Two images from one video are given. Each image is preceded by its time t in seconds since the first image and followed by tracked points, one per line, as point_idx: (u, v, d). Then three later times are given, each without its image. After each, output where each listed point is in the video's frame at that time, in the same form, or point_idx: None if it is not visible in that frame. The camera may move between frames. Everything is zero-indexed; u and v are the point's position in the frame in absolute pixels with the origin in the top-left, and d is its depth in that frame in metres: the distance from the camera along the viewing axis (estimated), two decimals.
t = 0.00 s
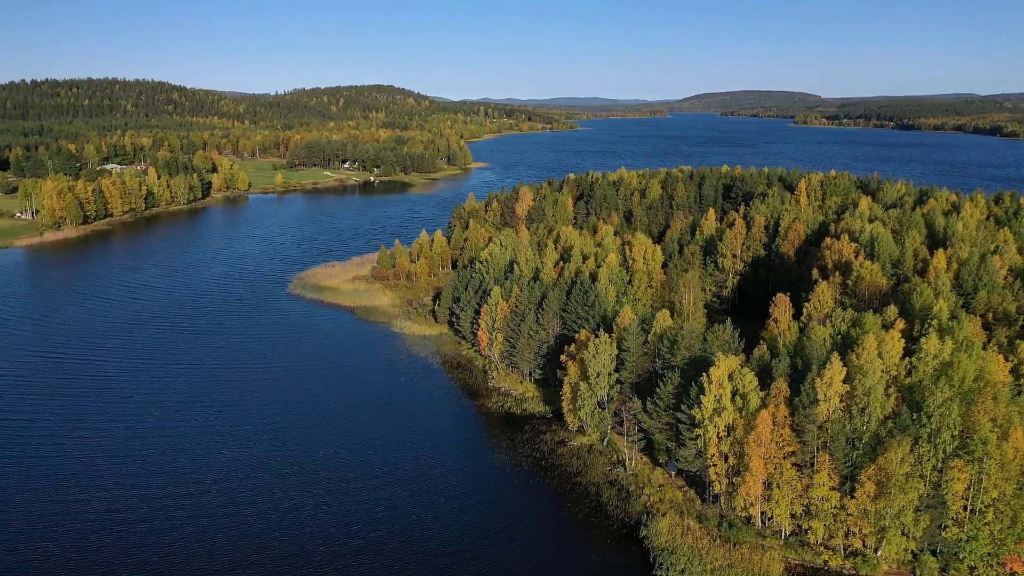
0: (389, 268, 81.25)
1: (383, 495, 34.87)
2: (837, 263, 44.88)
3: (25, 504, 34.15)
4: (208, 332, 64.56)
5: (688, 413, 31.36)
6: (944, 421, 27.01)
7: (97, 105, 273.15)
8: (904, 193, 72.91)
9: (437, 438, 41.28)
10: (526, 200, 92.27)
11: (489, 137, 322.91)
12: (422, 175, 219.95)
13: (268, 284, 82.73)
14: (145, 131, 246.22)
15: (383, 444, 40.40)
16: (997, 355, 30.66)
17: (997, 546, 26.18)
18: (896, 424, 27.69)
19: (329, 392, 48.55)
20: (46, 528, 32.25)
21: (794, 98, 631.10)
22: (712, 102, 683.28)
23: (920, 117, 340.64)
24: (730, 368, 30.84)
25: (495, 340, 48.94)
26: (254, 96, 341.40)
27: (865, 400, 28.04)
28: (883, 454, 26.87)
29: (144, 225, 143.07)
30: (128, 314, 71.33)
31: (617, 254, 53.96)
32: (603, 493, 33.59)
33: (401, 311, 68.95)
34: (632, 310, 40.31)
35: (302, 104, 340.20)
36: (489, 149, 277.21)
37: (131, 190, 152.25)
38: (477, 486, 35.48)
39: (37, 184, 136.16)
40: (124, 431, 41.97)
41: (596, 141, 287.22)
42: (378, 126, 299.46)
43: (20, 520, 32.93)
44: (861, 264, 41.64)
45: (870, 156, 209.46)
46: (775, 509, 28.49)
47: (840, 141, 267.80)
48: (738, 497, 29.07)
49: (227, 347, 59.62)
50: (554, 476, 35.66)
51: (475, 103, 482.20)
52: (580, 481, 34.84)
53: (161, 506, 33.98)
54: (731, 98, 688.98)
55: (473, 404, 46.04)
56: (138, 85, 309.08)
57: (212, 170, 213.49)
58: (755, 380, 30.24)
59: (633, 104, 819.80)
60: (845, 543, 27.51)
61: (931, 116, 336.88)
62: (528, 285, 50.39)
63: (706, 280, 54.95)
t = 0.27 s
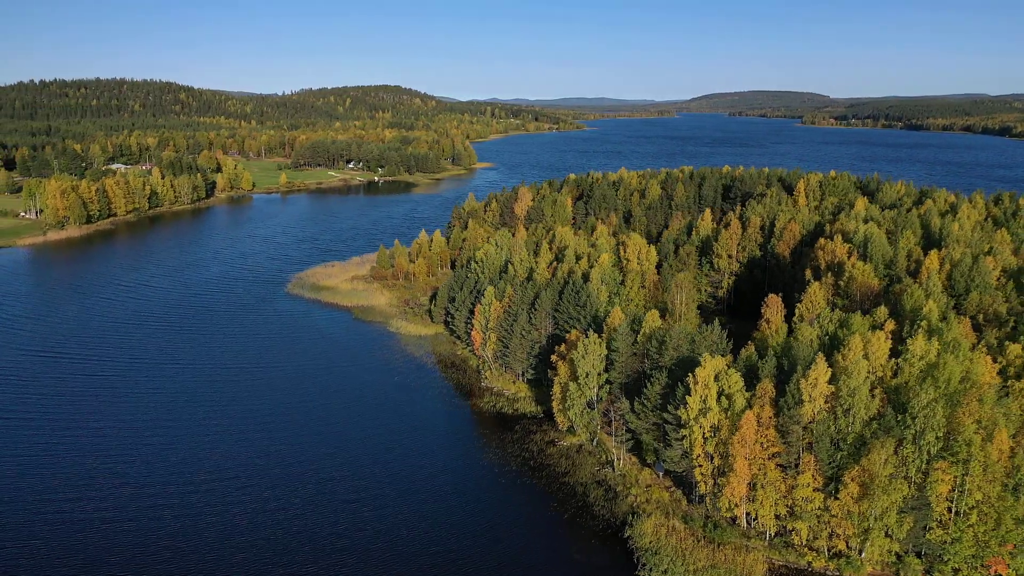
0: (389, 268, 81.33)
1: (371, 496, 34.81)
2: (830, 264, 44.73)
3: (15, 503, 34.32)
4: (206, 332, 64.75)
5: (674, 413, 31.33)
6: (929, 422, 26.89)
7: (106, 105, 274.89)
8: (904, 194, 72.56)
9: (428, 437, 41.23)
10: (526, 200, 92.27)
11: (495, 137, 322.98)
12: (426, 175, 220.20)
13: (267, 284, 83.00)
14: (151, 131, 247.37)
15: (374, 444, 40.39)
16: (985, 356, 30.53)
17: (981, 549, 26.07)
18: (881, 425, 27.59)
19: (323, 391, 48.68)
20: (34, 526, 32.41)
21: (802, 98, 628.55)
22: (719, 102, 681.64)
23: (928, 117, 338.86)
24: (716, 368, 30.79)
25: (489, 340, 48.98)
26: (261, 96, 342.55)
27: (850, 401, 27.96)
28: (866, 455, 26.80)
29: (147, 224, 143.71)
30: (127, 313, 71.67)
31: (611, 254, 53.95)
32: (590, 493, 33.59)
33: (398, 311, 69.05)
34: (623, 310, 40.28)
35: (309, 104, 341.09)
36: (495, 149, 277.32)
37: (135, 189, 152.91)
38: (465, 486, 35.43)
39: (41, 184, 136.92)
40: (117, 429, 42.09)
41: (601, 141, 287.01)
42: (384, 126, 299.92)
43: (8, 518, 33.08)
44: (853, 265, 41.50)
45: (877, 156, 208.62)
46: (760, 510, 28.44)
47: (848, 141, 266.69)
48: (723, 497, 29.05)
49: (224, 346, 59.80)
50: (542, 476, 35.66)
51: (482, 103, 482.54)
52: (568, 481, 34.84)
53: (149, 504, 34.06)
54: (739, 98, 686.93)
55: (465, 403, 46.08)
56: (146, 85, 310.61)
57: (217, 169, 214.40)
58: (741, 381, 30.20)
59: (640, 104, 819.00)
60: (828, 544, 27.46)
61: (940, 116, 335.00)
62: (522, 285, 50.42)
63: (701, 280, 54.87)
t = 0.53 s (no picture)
0: (388, 268, 81.40)
1: (357, 491, 34.46)
2: (822, 265, 44.59)
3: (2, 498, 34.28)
4: (202, 331, 64.76)
5: (658, 414, 31.31)
6: (910, 424, 26.79)
7: (114, 105, 276.58)
8: (904, 195, 72.23)
9: (417, 437, 41.05)
10: (525, 200, 92.25)
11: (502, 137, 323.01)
12: (431, 175, 220.48)
13: (267, 283, 83.17)
14: (159, 131, 248.57)
15: (363, 442, 40.19)
16: (969, 359, 30.44)
17: (962, 551, 25.94)
18: (862, 426, 27.52)
19: (315, 389, 48.77)
20: (19, 521, 32.34)
21: (809, 99, 626.29)
22: (726, 104, 680.02)
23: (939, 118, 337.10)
24: (700, 369, 30.74)
25: (481, 340, 49.02)
26: (269, 96, 343.91)
27: (832, 402, 27.89)
28: (847, 457, 26.72)
29: (152, 224, 144.30)
30: (126, 312, 71.95)
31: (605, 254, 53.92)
32: (575, 493, 33.60)
33: (395, 311, 69.17)
34: (612, 310, 40.26)
35: (316, 104, 342.10)
36: (500, 149, 277.51)
37: (139, 189, 153.58)
38: (450, 483, 35.23)
39: (46, 183, 137.68)
40: (107, 429, 42.03)
41: (607, 142, 286.87)
42: (391, 126, 300.48)
43: None
44: (844, 266, 41.40)
45: (886, 157, 207.65)
46: (742, 511, 28.38)
47: (856, 142, 265.25)
48: (705, 498, 29.01)
49: (219, 345, 59.90)
50: (529, 475, 35.67)
51: (489, 104, 483.05)
52: (554, 481, 34.80)
53: (134, 500, 33.82)
54: (747, 99, 685.17)
55: (457, 403, 46.07)
56: (155, 86, 312.31)
57: (222, 169, 215.19)
58: (724, 382, 30.17)
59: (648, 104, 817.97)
60: (810, 546, 27.35)
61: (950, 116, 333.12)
62: (515, 285, 50.48)
63: (695, 281, 54.79)
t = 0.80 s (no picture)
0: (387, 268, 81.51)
1: (343, 491, 34.40)
2: (814, 266, 44.46)
3: None
4: (199, 330, 64.99)
5: (642, 415, 31.30)
6: (891, 425, 26.70)
7: (123, 106, 278.56)
8: (905, 196, 71.83)
9: (406, 437, 41.02)
10: (525, 200, 92.22)
11: (508, 138, 323.21)
12: (436, 175, 220.78)
13: (267, 283, 83.48)
14: (166, 131, 249.86)
15: (352, 441, 40.17)
16: (955, 360, 30.30)
17: (943, 553, 25.84)
18: (844, 428, 27.45)
19: (308, 389, 48.91)
20: (7, 518, 32.52)
21: (818, 100, 623.59)
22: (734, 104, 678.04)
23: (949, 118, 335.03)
24: (684, 370, 30.70)
25: (474, 340, 49.09)
26: (276, 97, 345.26)
27: (813, 403, 27.84)
28: (828, 458, 26.67)
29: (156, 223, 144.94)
30: (125, 311, 72.32)
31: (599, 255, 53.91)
32: (560, 492, 33.64)
33: (392, 310, 69.29)
34: (601, 310, 40.25)
35: (323, 104, 343.20)
36: (506, 150, 277.68)
37: (144, 189, 154.40)
38: (437, 482, 35.25)
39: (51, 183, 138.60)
40: (98, 428, 42.20)
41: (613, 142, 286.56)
42: (397, 126, 301.10)
43: None
44: (835, 266, 41.24)
45: (893, 158, 206.72)
46: (723, 512, 28.36)
47: (864, 143, 263.98)
48: (688, 499, 29.02)
49: (216, 344, 60.16)
50: (515, 475, 35.70)
51: (496, 104, 483.49)
52: (540, 481, 34.84)
53: (120, 499, 33.91)
54: (757, 99, 684.33)
55: (448, 402, 46.14)
56: (163, 86, 314.08)
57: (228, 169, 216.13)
58: (708, 382, 30.16)
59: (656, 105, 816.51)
60: (791, 547, 27.32)
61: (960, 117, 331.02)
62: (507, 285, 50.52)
63: (690, 281, 54.67)
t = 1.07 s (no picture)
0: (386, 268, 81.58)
1: (330, 492, 34.38)
2: (807, 266, 44.35)
3: None
4: (197, 329, 65.17)
5: (628, 415, 31.29)
6: (876, 426, 26.64)
7: (131, 106, 279.98)
8: (904, 196, 71.62)
9: (398, 437, 41.01)
10: (525, 200, 92.31)
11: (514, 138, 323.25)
12: (440, 175, 221.01)
13: (267, 282, 83.69)
14: (173, 131, 251.01)
15: (343, 441, 40.21)
16: (943, 361, 30.17)
17: (927, 555, 25.73)
18: (829, 429, 27.43)
19: (302, 388, 49.00)
20: None
21: (826, 100, 620.99)
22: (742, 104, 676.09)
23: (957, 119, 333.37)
24: (670, 371, 30.66)
25: (467, 340, 49.15)
26: (283, 97, 346.38)
27: (798, 404, 27.80)
28: (811, 459, 26.63)
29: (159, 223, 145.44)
30: (124, 310, 72.61)
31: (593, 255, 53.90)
32: (548, 492, 33.67)
33: (390, 310, 69.36)
34: (591, 311, 40.24)
35: (330, 104, 344.09)
36: (511, 150, 277.76)
37: (148, 189, 155.05)
38: (425, 482, 35.24)
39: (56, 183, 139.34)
40: (92, 427, 42.37)
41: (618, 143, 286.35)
42: (403, 126, 301.63)
43: None
44: (827, 267, 41.09)
45: (899, 158, 205.90)
46: (708, 513, 28.35)
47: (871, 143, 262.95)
48: (673, 499, 29.01)
49: (212, 343, 60.32)
50: (504, 474, 35.72)
51: (502, 104, 483.71)
52: (528, 481, 34.88)
53: (109, 498, 33.99)
54: (764, 99, 682.51)
55: (441, 403, 46.16)
56: (171, 86, 315.57)
57: (233, 169, 216.95)
58: (694, 383, 30.13)
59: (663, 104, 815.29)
60: (775, 548, 27.29)
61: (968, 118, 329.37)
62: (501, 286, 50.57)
63: (686, 282, 54.61)
